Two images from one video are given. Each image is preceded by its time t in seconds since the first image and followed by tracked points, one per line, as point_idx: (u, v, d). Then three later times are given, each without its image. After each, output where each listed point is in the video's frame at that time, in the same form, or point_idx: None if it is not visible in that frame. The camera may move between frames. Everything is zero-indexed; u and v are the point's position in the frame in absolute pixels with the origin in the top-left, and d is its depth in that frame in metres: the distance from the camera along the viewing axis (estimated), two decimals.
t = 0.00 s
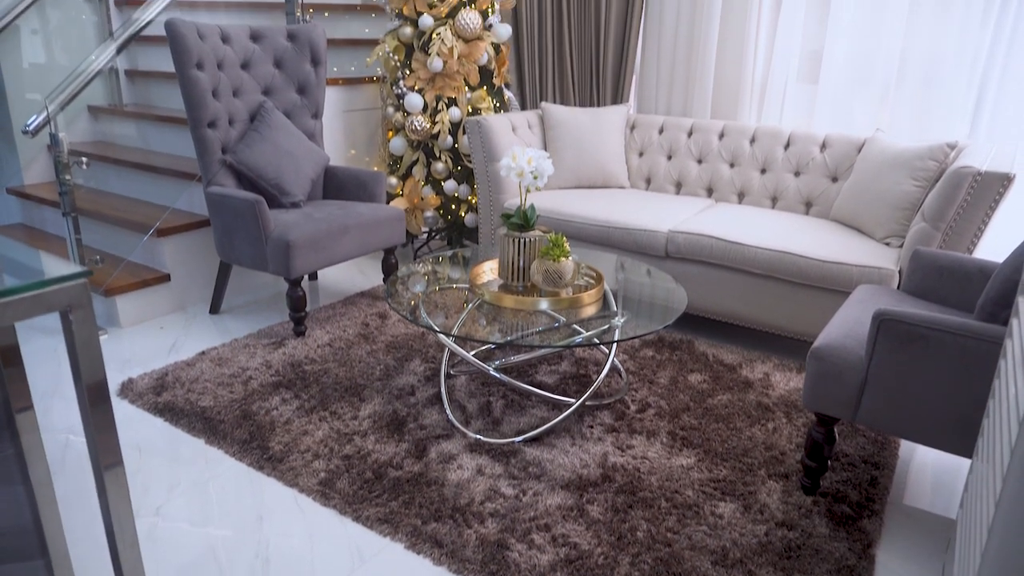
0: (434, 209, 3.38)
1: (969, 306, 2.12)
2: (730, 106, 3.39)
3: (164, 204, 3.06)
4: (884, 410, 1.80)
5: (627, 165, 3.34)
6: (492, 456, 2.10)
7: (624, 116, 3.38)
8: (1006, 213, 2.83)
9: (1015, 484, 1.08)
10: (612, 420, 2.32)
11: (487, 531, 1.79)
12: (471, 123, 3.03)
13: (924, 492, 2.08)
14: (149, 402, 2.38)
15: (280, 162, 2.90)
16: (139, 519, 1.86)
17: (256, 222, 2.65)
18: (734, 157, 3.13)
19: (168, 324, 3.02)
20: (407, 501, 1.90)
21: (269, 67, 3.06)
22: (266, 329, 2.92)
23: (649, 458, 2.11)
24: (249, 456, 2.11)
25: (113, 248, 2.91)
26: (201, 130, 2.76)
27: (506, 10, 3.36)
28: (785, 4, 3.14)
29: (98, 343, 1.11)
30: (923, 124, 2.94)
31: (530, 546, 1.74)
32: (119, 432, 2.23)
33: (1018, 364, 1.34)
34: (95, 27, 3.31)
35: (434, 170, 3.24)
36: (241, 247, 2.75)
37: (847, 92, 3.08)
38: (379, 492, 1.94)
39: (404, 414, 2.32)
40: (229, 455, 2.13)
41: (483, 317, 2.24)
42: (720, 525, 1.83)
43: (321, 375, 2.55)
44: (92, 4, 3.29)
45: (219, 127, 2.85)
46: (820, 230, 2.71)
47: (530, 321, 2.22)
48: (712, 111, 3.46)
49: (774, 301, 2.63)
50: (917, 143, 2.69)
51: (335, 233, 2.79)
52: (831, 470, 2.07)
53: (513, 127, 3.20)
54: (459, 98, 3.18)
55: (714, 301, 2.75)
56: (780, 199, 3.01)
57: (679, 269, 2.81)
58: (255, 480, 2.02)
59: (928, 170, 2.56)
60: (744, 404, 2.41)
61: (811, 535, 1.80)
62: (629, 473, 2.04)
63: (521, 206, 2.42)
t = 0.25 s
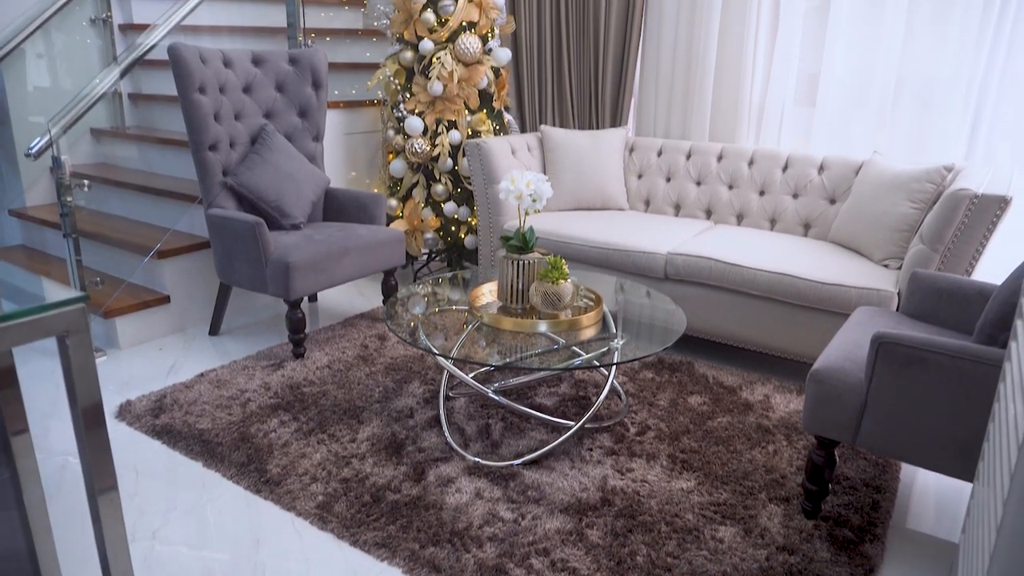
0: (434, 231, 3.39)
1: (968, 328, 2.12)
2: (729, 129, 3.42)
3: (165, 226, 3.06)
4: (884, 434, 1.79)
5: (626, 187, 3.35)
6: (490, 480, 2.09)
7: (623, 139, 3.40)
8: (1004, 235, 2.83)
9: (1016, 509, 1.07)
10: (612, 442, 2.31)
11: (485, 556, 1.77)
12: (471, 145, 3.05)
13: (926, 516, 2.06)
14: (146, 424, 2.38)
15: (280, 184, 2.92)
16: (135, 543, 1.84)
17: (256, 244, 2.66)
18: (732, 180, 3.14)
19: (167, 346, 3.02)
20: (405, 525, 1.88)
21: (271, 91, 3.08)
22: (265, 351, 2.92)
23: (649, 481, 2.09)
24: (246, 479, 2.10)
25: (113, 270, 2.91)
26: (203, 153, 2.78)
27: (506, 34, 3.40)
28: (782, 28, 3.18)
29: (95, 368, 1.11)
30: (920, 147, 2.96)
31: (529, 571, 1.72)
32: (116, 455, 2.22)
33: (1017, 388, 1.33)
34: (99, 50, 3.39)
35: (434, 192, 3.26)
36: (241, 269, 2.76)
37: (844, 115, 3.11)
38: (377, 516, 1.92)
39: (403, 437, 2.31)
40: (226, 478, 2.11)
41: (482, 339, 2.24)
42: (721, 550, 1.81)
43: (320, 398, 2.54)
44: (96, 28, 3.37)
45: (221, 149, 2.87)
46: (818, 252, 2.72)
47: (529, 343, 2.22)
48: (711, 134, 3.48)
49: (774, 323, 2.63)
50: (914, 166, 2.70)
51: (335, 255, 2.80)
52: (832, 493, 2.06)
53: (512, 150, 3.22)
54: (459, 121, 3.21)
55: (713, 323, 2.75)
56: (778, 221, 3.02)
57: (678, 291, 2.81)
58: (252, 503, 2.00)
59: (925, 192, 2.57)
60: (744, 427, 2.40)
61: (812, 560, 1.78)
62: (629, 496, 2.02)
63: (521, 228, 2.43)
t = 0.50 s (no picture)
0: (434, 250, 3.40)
1: (968, 348, 2.12)
2: (727, 149, 3.44)
3: (165, 245, 3.06)
4: (885, 455, 1.79)
5: (625, 207, 3.37)
6: (490, 500, 2.08)
7: (622, 159, 3.42)
8: (1003, 254, 2.84)
9: (1016, 531, 1.07)
10: (612, 463, 2.29)
11: None
12: (471, 165, 3.07)
13: (928, 537, 2.04)
14: (145, 444, 2.37)
15: (281, 203, 2.93)
16: (131, 564, 1.83)
17: (256, 264, 2.67)
18: (731, 199, 3.15)
19: (166, 365, 3.02)
20: (403, 546, 1.87)
21: (272, 111, 3.11)
22: (265, 370, 2.92)
23: (649, 502, 2.08)
24: (244, 500, 2.09)
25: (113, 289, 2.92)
26: (204, 173, 2.80)
27: (506, 55, 3.43)
28: (779, 48, 3.21)
29: (94, 391, 1.12)
30: (918, 168, 2.98)
31: None
32: (114, 475, 2.21)
33: (1016, 409, 1.33)
34: (103, 70, 3.40)
35: (434, 211, 3.27)
36: (241, 288, 2.76)
37: (842, 135, 3.13)
38: (376, 537, 1.91)
39: (402, 457, 2.30)
40: (224, 499, 2.10)
41: (481, 359, 2.24)
42: (722, 572, 1.80)
43: (319, 417, 2.53)
44: (100, 49, 3.39)
45: (222, 169, 2.89)
46: (817, 271, 2.72)
47: (528, 363, 2.21)
48: (709, 153, 3.50)
49: (774, 342, 2.63)
50: (911, 185, 2.71)
51: (335, 275, 2.80)
52: (833, 514, 2.05)
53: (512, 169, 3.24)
54: (459, 140, 3.23)
55: (713, 342, 2.75)
56: (777, 241, 3.03)
57: (678, 310, 2.81)
58: (250, 524, 1.99)
59: (923, 212, 2.58)
60: (744, 447, 2.39)
61: None
62: (629, 517, 2.01)
63: (520, 248, 2.44)
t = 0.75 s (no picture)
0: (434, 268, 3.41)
1: (968, 367, 2.12)
2: (726, 168, 3.45)
3: (166, 263, 3.07)
4: (886, 474, 1.78)
5: (624, 225, 3.38)
6: (489, 520, 2.07)
7: (622, 177, 3.44)
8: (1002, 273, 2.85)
9: (1017, 552, 1.06)
10: (612, 482, 2.29)
11: None
12: (471, 184, 3.08)
13: (931, 558, 2.03)
14: (144, 463, 2.36)
15: (281, 222, 2.95)
16: None
17: (256, 282, 2.68)
18: (730, 217, 3.17)
19: (166, 383, 3.02)
20: (402, 566, 1.86)
21: (274, 130, 3.13)
22: (264, 388, 2.92)
23: (649, 522, 2.07)
24: (243, 519, 2.08)
25: (114, 306, 2.92)
26: (205, 191, 2.82)
27: (506, 74, 3.46)
28: (777, 68, 3.24)
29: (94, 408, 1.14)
30: (916, 187, 2.99)
31: None
32: (112, 494, 2.21)
33: (1016, 428, 1.33)
34: (106, 88, 3.43)
35: (434, 229, 3.28)
36: (241, 306, 2.77)
37: (840, 154, 3.15)
38: (374, 557, 1.90)
39: (401, 476, 2.29)
40: (223, 518, 2.10)
41: (481, 377, 2.24)
42: None
43: (318, 436, 2.53)
44: (103, 68, 3.42)
45: (223, 188, 2.90)
46: (817, 289, 2.73)
47: (528, 381, 2.21)
48: (708, 172, 3.52)
49: (774, 360, 2.63)
50: (909, 204, 2.73)
51: (335, 293, 2.81)
52: (835, 534, 2.04)
53: (512, 188, 3.26)
54: (459, 159, 3.25)
55: (713, 361, 2.75)
56: (776, 259, 3.04)
57: (677, 328, 2.82)
58: (248, 544, 1.98)
59: (921, 230, 2.59)
60: (745, 466, 2.39)
61: None
62: (629, 537, 2.00)
63: (519, 266, 2.45)
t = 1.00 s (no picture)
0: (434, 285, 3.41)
1: (968, 386, 2.11)
2: (725, 186, 3.47)
3: (166, 281, 3.08)
4: (887, 494, 1.77)
5: (624, 243, 3.39)
6: (489, 540, 2.06)
7: (621, 195, 3.45)
8: (1001, 290, 2.85)
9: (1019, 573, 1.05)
10: (612, 501, 2.27)
11: None
12: (471, 202, 3.09)
13: None
14: (142, 482, 2.35)
15: (282, 240, 2.95)
16: None
17: (256, 300, 2.68)
18: (729, 235, 3.18)
19: (165, 401, 3.01)
20: None
21: (275, 149, 3.15)
22: (264, 407, 2.91)
23: (650, 542, 2.06)
24: (241, 539, 2.06)
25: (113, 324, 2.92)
26: (206, 210, 2.83)
27: (506, 93, 3.48)
28: (774, 86, 3.26)
29: (92, 429, 1.14)
30: (914, 205, 3.00)
31: None
32: (109, 513, 2.19)
33: (1017, 449, 1.32)
34: (109, 108, 3.46)
35: (434, 247, 3.29)
36: (241, 324, 2.77)
37: (838, 172, 3.16)
38: None
39: (400, 495, 2.28)
40: (221, 538, 2.08)
41: (481, 395, 2.24)
42: None
43: (317, 455, 2.52)
44: (106, 87, 3.45)
45: (224, 206, 2.91)
46: (816, 306, 2.73)
47: (528, 400, 2.21)
48: (707, 190, 3.53)
49: (774, 378, 2.63)
50: (907, 222, 2.74)
51: (335, 310, 2.81)
52: (837, 554, 2.02)
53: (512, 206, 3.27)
54: (459, 177, 3.27)
55: (713, 379, 2.74)
56: (776, 276, 3.04)
57: (677, 346, 2.81)
58: (246, 564, 1.97)
59: (920, 247, 2.59)
60: (746, 485, 2.37)
61: None
62: (630, 557, 1.99)
63: (519, 284, 2.45)
